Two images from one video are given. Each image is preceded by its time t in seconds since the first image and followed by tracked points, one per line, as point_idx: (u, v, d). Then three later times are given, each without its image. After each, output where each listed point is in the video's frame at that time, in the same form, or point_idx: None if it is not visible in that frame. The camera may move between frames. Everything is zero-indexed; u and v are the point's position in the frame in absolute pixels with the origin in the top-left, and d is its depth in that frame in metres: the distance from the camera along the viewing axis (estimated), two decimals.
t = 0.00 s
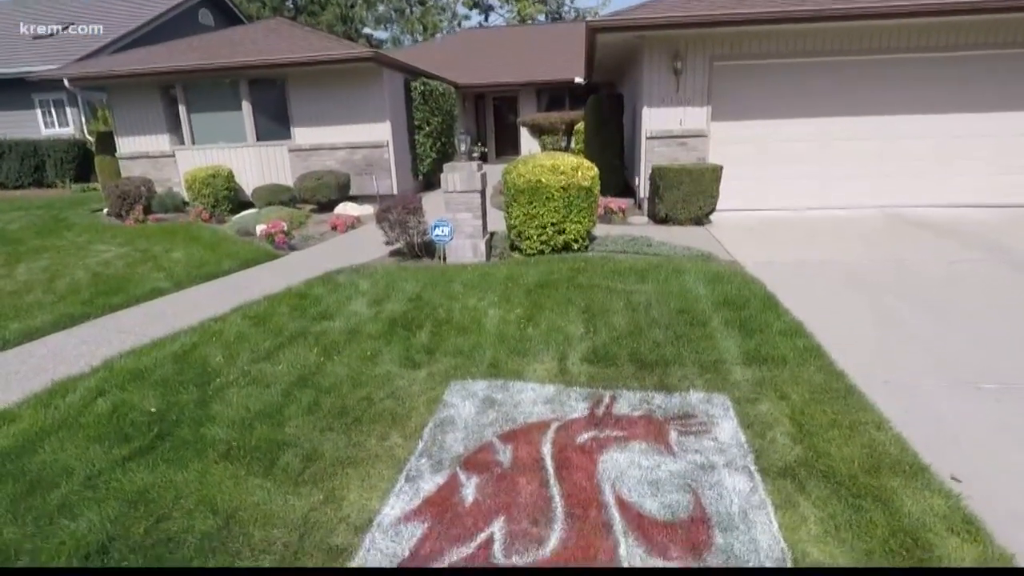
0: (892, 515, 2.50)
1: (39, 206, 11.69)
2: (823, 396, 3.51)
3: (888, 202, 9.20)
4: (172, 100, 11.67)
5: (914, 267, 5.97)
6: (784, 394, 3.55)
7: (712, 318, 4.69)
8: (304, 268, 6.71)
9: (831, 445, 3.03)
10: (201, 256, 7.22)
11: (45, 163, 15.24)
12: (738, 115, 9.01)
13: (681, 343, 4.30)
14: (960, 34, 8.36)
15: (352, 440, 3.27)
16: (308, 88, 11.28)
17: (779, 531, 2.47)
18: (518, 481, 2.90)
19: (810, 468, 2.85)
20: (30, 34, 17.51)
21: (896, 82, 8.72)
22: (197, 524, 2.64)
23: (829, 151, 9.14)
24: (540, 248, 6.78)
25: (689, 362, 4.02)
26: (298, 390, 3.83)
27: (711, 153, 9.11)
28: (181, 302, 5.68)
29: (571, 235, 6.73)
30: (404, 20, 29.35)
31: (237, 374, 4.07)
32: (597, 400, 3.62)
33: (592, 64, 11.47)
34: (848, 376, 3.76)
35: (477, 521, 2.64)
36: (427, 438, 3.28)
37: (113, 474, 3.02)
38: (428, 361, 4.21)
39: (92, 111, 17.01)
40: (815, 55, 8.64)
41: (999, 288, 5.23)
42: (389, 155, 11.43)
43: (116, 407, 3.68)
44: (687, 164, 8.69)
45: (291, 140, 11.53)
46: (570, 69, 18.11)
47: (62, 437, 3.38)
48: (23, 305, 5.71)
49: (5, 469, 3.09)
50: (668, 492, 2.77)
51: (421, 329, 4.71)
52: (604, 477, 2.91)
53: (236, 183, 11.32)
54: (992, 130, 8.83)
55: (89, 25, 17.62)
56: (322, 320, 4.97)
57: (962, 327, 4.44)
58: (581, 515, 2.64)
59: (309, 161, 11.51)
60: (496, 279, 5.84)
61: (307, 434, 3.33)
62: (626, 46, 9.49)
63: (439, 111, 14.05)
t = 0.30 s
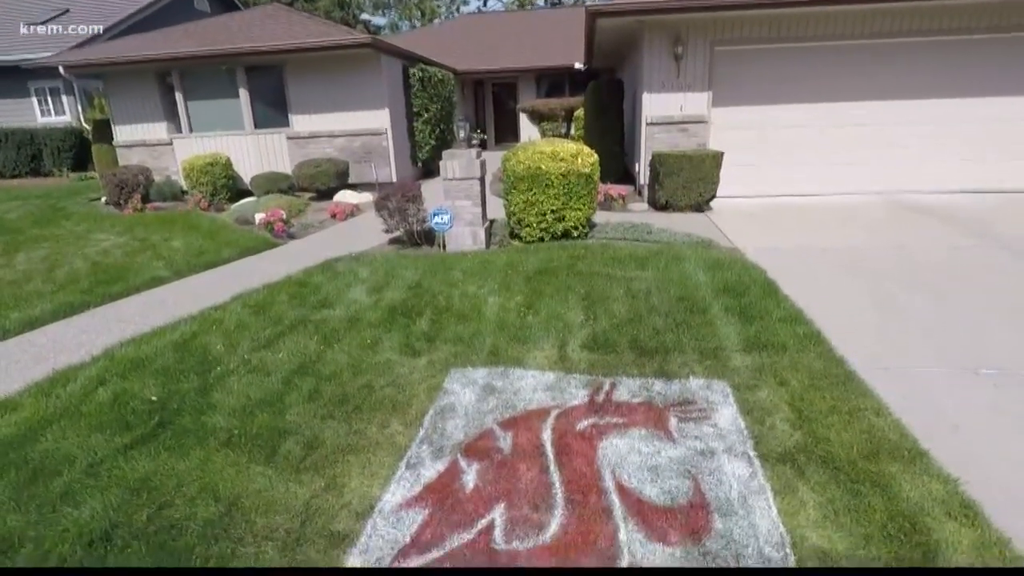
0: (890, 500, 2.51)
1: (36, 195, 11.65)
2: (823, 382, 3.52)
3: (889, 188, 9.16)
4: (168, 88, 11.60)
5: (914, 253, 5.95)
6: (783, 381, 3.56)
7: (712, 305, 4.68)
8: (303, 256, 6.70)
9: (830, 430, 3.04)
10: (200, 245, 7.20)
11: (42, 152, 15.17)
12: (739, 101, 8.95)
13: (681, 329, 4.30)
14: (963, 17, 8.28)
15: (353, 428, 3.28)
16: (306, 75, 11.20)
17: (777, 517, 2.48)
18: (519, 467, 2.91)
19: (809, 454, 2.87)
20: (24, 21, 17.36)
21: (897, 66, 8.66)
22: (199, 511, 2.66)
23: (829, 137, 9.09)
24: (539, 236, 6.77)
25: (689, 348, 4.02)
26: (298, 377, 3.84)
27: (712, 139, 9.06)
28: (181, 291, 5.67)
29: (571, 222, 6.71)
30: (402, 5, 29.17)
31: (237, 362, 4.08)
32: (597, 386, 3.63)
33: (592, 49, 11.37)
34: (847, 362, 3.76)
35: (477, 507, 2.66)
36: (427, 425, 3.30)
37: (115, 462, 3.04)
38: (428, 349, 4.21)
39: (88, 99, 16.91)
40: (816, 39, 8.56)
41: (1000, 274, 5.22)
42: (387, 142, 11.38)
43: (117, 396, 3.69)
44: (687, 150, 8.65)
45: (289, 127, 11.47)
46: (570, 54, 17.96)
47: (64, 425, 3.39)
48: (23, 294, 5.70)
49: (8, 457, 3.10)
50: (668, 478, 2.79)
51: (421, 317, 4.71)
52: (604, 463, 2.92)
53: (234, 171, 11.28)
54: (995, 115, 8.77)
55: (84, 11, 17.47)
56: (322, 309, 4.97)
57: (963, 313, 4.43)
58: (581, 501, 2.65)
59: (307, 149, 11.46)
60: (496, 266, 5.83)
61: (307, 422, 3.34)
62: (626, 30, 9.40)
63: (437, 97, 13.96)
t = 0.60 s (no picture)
0: (888, 485, 2.52)
1: (34, 184, 11.62)
2: (822, 367, 3.52)
3: (890, 173, 9.12)
4: (165, 75, 11.53)
5: (915, 238, 5.93)
6: (783, 366, 3.56)
7: (712, 291, 4.68)
8: (302, 245, 6.69)
9: (829, 416, 3.05)
10: (199, 234, 7.20)
11: (38, 140, 15.12)
12: (740, 86, 8.88)
13: (681, 316, 4.30)
14: None
15: (354, 415, 3.29)
16: (304, 61, 11.12)
17: (776, 501, 2.50)
18: (519, 454, 2.92)
19: (808, 439, 2.87)
20: (19, 8, 17.23)
21: (899, 49, 8.59)
22: (201, 498, 2.67)
23: (831, 121, 9.03)
24: (539, 222, 6.75)
25: (689, 335, 4.03)
26: (299, 366, 3.84)
27: (712, 125, 9.01)
28: (180, 280, 5.67)
29: (570, 209, 6.69)
30: None
31: (238, 350, 4.09)
32: (597, 373, 3.64)
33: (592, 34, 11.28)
34: (847, 347, 3.77)
35: (477, 493, 2.67)
36: (428, 412, 3.30)
37: (117, 450, 3.05)
38: (428, 336, 4.22)
39: (84, 87, 16.80)
40: (818, 22, 8.49)
41: (1001, 259, 5.20)
42: (386, 129, 11.32)
43: (118, 385, 3.70)
44: (688, 135, 8.60)
45: (287, 115, 11.41)
46: (569, 39, 17.82)
47: (66, 414, 3.40)
48: (22, 284, 5.71)
49: (10, 446, 3.11)
50: (668, 464, 2.80)
51: (421, 305, 4.72)
52: (604, 449, 2.93)
53: (232, 159, 11.23)
54: (998, 99, 8.70)
55: None
56: (322, 297, 4.97)
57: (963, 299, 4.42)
58: (581, 487, 2.66)
59: (305, 137, 11.40)
60: (495, 253, 5.82)
61: (308, 410, 3.35)
62: (626, 15, 9.33)
63: (436, 83, 13.86)
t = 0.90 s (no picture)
0: (887, 470, 2.53)
1: (32, 173, 11.57)
2: (822, 353, 3.53)
3: (891, 158, 9.07)
4: (161, 62, 11.45)
5: (915, 224, 5.92)
6: (783, 352, 3.56)
7: (712, 278, 4.68)
8: (301, 233, 6.67)
9: (829, 401, 3.05)
10: (197, 222, 7.18)
11: (35, 128, 15.05)
12: (742, 71, 8.81)
13: (680, 303, 4.30)
14: None
15: (354, 402, 3.30)
16: (302, 47, 11.04)
17: (775, 486, 2.51)
18: (520, 440, 2.93)
19: (808, 425, 2.88)
20: None
21: (902, 33, 8.53)
22: (203, 485, 2.69)
23: (832, 106, 8.97)
24: (539, 209, 6.73)
25: (689, 321, 4.03)
26: (299, 353, 3.85)
27: (713, 110, 8.96)
28: (179, 268, 5.66)
29: (570, 195, 6.66)
30: None
31: (238, 338, 4.09)
32: (597, 360, 3.65)
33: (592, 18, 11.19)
34: (848, 333, 3.77)
35: (478, 479, 2.68)
36: (428, 399, 3.31)
37: (119, 438, 3.06)
38: (428, 324, 4.22)
39: (80, 74, 16.70)
40: (820, 6, 8.42)
41: (1001, 244, 5.19)
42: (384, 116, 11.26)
43: (119, 373, 3.71)
44: (688, 121, 8.55)
45: (285, 102, 11.34)
46: (569, 24, 17.67)
47: (67, 402, 3.41)
48: (22, 273, 5.70)
49: (12, 434, 3.13)
50: (668, 450, 2.81)
51: (421, 292, 4.71)
52: (604, 435, 2.94)
53: (229, 146, 11.18)
54: (1000, 83, 8.63)
55: None
56: (322, 284, 4.97)
57: (964, 284, 4.42)
58: (581, 472, 2.68)
59: (303, 124, 11.35)
60: (495, 240, 5.81)
61: (309, 397, 3.36)
62: None
63: (434, 70, 13.76)
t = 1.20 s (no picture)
0: (887, 455, 2.54)
1: (29, 162, 11.52)
2: (823, 339, 3.53)
3: (893, 143, 9.01)
4: (157, 49, 11.37)
5: (916, 210, 5.89)
6: (783, 338, 3.57)
7: (713, 264, 4.67)
8: (300, 220, 6.66)
9: (829, 387, 3.06)
10: (195, 210, 7.16)
11: (31, 117, 14.99)
12: (743, 55, 8.74)
13: (680, 289, 4.29)
14: None
15: (355, 390, 3.31)
16: (299, 33, 10.94)
17: (775, 472, 2.52)
18: (521, 427, 2.94)
19: (807, 411, 2.89)
20: None
21: (904, 16, 8.45)
22: (204, 472, 2.70)
23: (834, 91, 8.91)
24: (539, 196, 6.71)
25: (689, 308, 4.02)
26: (299, 341, 3.85)
27: (713, 95, 8.90)
28: (178, 257, 5.65)
29: (570, 182, 6.64)
30: None
31: (238, 326, 4.10)
32: (597, 346, 3.65)
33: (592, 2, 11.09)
34: (848, 319, 3.77)
35: (478, 465, 2.69)
36: (429, 386, 3.32)
37: (120, 426, 3.07)
38: (428, 311, 4.22)
39: (75, 61, 16.58)
40: None
41: (1003, 229, 5.17)
42: (383, 102, 11.20)
43: (120, 361, 3.72)
44: (688, 106, 8.49)
45: (283, 89, 11.27)
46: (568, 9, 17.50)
47: (68, 391, 3.42)
48: (21, 262, 5.69)
49: (14, 423, 3.14)
50: (668, 436, 2.81)
51: (421, 280, 4.70)
52: (604, 421, 2.95)
53: (227, 134, 11.13)
54: (1004, 67, 8.55)
55: None
56: (321, 273, 4.96)
57: (964, 270, 4.41)
58: (581, 459, 2.68)
59: (301, 111, 11.28)
60: (495, 228, 5.80)
61: (309, 384, 3.37)
62: None
63: (433, 55, 13.65)
